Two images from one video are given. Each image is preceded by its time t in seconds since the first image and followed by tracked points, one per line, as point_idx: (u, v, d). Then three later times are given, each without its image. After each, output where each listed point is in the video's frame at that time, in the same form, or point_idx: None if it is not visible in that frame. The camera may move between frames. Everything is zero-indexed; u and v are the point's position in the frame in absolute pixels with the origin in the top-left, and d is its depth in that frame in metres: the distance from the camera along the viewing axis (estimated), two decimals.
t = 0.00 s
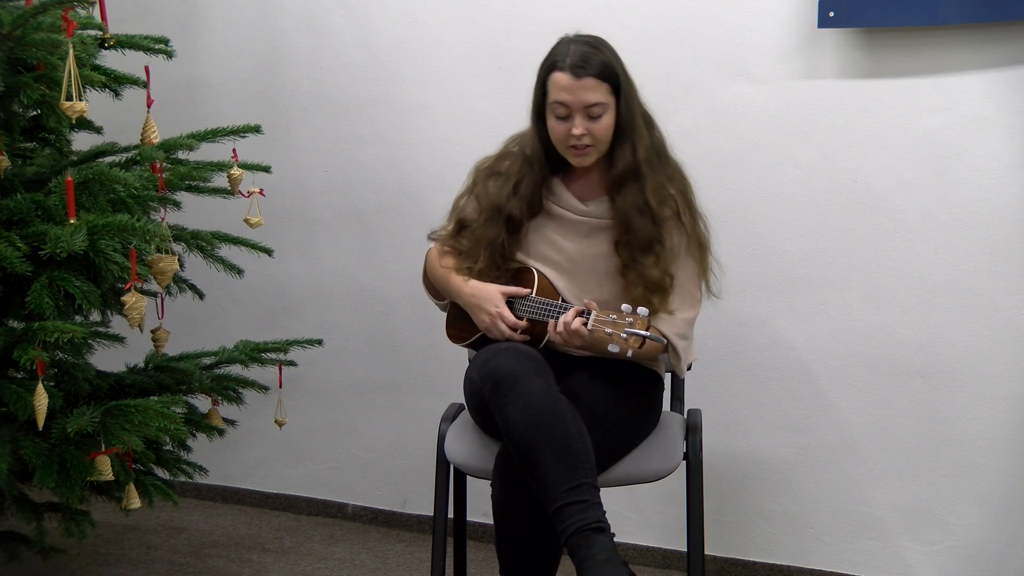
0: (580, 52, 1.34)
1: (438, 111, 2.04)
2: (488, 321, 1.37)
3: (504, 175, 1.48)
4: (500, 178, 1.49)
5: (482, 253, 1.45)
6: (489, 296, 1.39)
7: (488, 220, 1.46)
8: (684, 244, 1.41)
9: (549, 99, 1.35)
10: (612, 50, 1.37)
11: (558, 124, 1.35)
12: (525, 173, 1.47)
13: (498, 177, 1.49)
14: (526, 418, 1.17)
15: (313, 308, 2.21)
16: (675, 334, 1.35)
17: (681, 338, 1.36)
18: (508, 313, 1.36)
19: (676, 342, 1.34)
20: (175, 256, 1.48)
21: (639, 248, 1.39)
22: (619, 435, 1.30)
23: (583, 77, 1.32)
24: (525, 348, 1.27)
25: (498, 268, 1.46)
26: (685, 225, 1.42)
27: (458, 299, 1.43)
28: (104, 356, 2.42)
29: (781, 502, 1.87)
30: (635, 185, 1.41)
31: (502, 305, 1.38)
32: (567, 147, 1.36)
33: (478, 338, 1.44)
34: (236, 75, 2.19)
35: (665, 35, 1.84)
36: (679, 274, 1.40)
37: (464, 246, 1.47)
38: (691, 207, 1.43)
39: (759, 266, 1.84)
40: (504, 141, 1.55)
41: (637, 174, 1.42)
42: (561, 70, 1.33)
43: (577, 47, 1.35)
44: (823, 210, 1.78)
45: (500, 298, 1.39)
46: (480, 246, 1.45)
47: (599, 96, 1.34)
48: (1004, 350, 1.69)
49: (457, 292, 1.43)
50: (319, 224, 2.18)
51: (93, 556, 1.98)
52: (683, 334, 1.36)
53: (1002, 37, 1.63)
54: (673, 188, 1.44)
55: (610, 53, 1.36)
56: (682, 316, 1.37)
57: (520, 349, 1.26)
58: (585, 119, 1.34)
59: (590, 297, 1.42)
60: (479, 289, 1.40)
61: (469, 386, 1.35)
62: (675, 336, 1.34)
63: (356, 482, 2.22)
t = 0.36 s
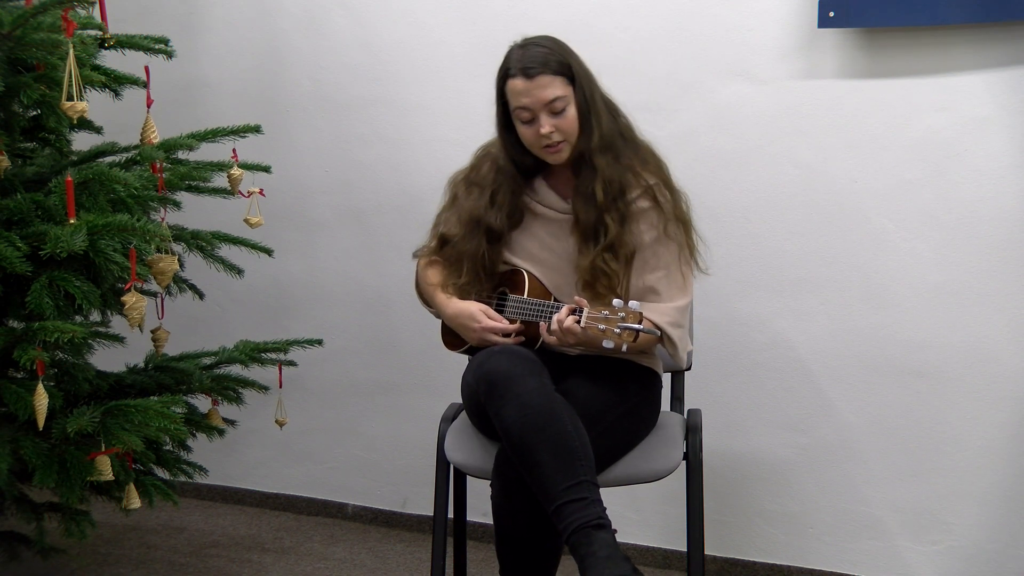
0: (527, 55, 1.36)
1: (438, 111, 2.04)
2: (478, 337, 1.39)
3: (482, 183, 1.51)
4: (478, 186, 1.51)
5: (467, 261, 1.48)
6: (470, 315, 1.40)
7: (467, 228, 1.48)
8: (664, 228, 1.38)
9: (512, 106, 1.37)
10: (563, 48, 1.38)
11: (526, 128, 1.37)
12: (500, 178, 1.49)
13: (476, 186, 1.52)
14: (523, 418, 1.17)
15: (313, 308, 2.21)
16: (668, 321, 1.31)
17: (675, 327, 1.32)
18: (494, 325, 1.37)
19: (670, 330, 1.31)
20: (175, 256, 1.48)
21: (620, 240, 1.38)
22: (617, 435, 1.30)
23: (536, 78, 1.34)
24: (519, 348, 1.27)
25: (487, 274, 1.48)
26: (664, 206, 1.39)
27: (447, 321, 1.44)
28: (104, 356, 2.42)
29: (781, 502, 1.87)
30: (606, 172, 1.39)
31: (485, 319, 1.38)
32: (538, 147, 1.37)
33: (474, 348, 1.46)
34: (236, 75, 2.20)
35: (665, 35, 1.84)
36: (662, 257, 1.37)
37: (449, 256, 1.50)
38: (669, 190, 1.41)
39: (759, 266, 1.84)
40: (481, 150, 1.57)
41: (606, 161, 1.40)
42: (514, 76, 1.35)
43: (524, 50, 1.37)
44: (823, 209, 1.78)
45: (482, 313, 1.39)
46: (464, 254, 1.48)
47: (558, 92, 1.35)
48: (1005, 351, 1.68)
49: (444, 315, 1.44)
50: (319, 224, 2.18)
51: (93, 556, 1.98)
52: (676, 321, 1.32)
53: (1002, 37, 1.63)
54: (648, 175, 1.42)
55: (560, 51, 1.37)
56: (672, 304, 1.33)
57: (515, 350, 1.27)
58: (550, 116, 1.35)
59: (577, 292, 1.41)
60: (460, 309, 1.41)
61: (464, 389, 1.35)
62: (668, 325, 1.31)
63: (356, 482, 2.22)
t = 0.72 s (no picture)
0: (494, 62, 1.36)
1: (438, 111, 2.04)
2: (474, 341, 1.39)
3: (461, 194, 1.51)
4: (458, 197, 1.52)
5: (454, 271, 1.48)
6: (464, 319, 1.40)
7: (452, 239, 1.49)
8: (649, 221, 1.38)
9: (485, 116, 1.38)
10: (529, 52, 1.39)
11: (503, 135, 1.37)
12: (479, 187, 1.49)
13: (456, 199, 1.52)
14: (520, 418, 1.17)
15: (313, 308, 2.21)
16: (661, 315, 1.31)
17: (669, 319, 1.31)
18: (488, 328, 1.37)
19: (663, 323, 1.30)
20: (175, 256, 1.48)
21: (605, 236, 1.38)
22: (614, 435, 1.30)
23: (504, 85, 1.34)
24: (515, 350, 1.27)
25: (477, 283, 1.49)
26: (646, 198, 1.39)
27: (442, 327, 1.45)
28: (104, 356, 2.42)
29: (781, 503, 1.87)
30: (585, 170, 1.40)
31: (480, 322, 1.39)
32: (517, 152, 1.38)
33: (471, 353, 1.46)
34: (236, 75, 2.20)
35: (665, 35, 1.84)
36: (649, 249, 1.38)
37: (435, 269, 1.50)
38: (650, 182, 1.41)
39: (759, 267, 1.84)
40: (456, 162, 1.58)
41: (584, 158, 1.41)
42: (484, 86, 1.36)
43: (490, 59, 1.37)
44: (824, 209, 1.78)
45: (476, 317, 1.40)
46: (451, 266, 1.48)
47: (527, 95, 1.35)
48: (1005, 351, 1.68)
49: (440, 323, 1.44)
50: (320, 224, 2.18)
51: (94, 556, 1.98)
52: (669, 314, 1.31)
53: (1002, 37, 1.63)
54: (628, 170, 1.43)
55: (527, 56, 1.38)
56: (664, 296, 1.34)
57: (511, 352, 1.27)
58: (524, 120, 1.35)
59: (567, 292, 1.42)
60: (454, 315, 1.42)
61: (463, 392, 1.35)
62: (663, 318, 1.30)
63: (356, 482, 2.22)
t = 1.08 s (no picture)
0: (475, 66, 1.37)
1: (438, 111, 2.04)
2: (470, 343, 1.39)
3: (449, 201, 1.52)
4: (447, 203, 1.53)
5: (445, 276, 1.49)
6: (459, 323, 1.40)
7: (441, 245, 1.49)
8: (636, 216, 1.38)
9: (468, 121, 1.39)
10: (509, 55, 1.40)
11: (486, 138, 1.38)
12: (466, 191, 1.50)
13: (444, 205, 1.53)
14: (517, 418, 1.17)
15: (313, 308, 2.21)
16: (653, 309, 1.31)
17: (662, 314, 1.32)
18: (483, 330, 1.38)
19: (656, 317, 1.30)
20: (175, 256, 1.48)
21: (592, 234, 1.38)
22: (613, 432, 1.30)
23: (484, 88, 1.35)
24: (512, 352, 1.27)
25: (468, 287, 1.49)
26: (633, 194, 1.39)
27: (437, 332, 1.45)
28: (104, 356, 2.42)
29: (781, 502, 1.87)
30: (569, 168, 1.39)
31: (474, 324, 1.39)
32: (502, 154, 1.39)
33: (468, 356, 1.46)
34: (236, 75, 2.20)
35: (665, 35, 1.84)
36: (638, 246, 1.37)
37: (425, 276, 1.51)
38: (637, 178, 1.41)
39: (759, 266, 1.84)
40: (444, 170, 1.59)
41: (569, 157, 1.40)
42: (464, 91, 1.37)
43: (470, 63, 1.39)
44: (824, 209, 1.78)
45: (470, 320, 1.40)
46: (442, 271, 1.49)
47: (507, 95, 1.36)
48: (1005, 351, 1.68)
49: (435, 328, 1.44)
50: (319, 224, 2.18)
51: (94, 556, 1.98)
52: (663, 308, 1.32)
53: (1002, 36, 1.63)
54: (615, 166, 1.42)
55: (506, 58, 1.39)
56: (657, 291, 1.33)
57: (508, 352, 1.27)
58: (507, 121, 1.36)
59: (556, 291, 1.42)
60: (449, 319, 1.42)
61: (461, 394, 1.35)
62: (657, 312, 1.31)
63: (356, 482, 2.22)
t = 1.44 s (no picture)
0: (467, 69, 1.37)
1: (437, 111, 2.04)
2: (473, 332, 1.38)
3: (443, 204, 1.52)
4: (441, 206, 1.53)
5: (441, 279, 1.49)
6: (466, 308, 1.40)
7: (437, 248, 1.50)
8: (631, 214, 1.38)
9: (462, 123, 1.39)
10: (499, 56, 1.40)
11: (481, 140, 1.38)
12: (460, 194, 1.50)
13: (438, 208, 1.53)
14: (516, 418, 1.17)
15: (313, 308, 2.21)
16: (656, 305, 1.31)
17: (664, 310, 1.32)
18: (488, 321, 1.37)
19: (658, 313, 1.30)
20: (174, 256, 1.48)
21: (588, 233, 1.39)
22: (613, 432, 1.30)
23: (476, 90, 1.35)
24: (512, 351, 1.27)
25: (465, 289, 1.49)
26: (628, 193, 1.39)
27: (439, 318, 1.44)
28: (104, 356, 2.42)
29: (781, 502, 1.87)
30: (563, 168, 1.39)
31: (480, 312, 1.39)
32: (496, 155, 1.39)
33: (466, 352, 1.46)
34: (236, 75, 2.20)
35: (665, 35, 1.84)
36: (635, 244, 1.37)
37: (421, 279, 1.51)
38: (631, 176, 1.41)
39: (759, 266, 1.84)
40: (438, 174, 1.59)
41: (562, 157, 1.40)
42: (457, 93, 1.37)
43: (462, 66, 1.39)
44: (824, 209, 1.78)
45: (478, 308, 1.40)
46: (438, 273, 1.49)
47: (500, 96, 1.36)
48: (1005, 351, 1.68)
49: (439, 314, 1.44)
50: (320, 224, 2.18)
51: (94, 556, 1.98)
52: (664, 305, 1.32)
53: (1002, 36, 1.63)
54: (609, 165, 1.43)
55: (497, 59, 1.39)
56: (659, 289, 1.33)
57: (508, 352, 1.27)
58: (500, 122, 1.36)
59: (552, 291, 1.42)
60: (456, 305, 1.42)
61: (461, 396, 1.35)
62: (659, 309, 1.30)
63: (356, 482, 2.22)
